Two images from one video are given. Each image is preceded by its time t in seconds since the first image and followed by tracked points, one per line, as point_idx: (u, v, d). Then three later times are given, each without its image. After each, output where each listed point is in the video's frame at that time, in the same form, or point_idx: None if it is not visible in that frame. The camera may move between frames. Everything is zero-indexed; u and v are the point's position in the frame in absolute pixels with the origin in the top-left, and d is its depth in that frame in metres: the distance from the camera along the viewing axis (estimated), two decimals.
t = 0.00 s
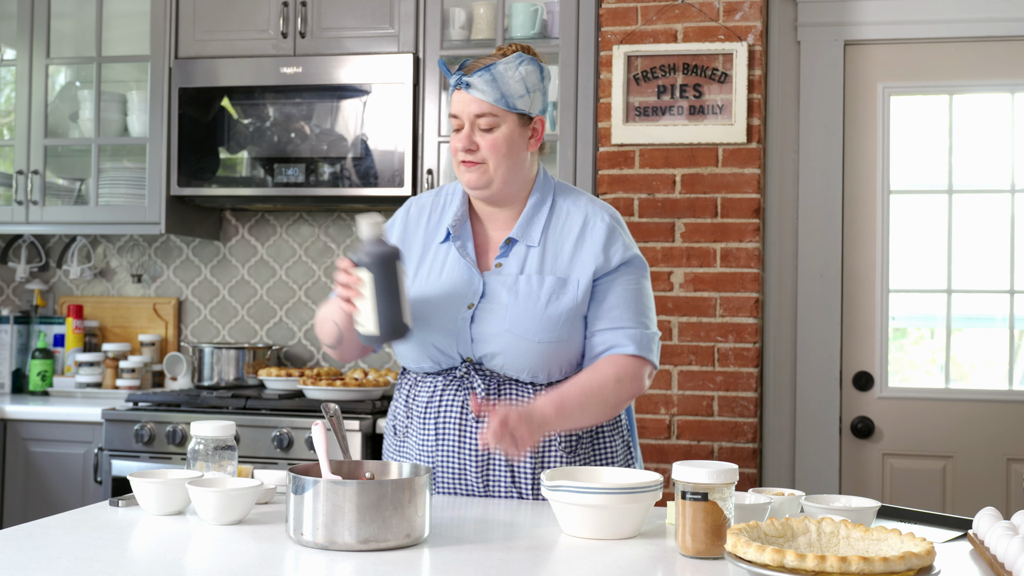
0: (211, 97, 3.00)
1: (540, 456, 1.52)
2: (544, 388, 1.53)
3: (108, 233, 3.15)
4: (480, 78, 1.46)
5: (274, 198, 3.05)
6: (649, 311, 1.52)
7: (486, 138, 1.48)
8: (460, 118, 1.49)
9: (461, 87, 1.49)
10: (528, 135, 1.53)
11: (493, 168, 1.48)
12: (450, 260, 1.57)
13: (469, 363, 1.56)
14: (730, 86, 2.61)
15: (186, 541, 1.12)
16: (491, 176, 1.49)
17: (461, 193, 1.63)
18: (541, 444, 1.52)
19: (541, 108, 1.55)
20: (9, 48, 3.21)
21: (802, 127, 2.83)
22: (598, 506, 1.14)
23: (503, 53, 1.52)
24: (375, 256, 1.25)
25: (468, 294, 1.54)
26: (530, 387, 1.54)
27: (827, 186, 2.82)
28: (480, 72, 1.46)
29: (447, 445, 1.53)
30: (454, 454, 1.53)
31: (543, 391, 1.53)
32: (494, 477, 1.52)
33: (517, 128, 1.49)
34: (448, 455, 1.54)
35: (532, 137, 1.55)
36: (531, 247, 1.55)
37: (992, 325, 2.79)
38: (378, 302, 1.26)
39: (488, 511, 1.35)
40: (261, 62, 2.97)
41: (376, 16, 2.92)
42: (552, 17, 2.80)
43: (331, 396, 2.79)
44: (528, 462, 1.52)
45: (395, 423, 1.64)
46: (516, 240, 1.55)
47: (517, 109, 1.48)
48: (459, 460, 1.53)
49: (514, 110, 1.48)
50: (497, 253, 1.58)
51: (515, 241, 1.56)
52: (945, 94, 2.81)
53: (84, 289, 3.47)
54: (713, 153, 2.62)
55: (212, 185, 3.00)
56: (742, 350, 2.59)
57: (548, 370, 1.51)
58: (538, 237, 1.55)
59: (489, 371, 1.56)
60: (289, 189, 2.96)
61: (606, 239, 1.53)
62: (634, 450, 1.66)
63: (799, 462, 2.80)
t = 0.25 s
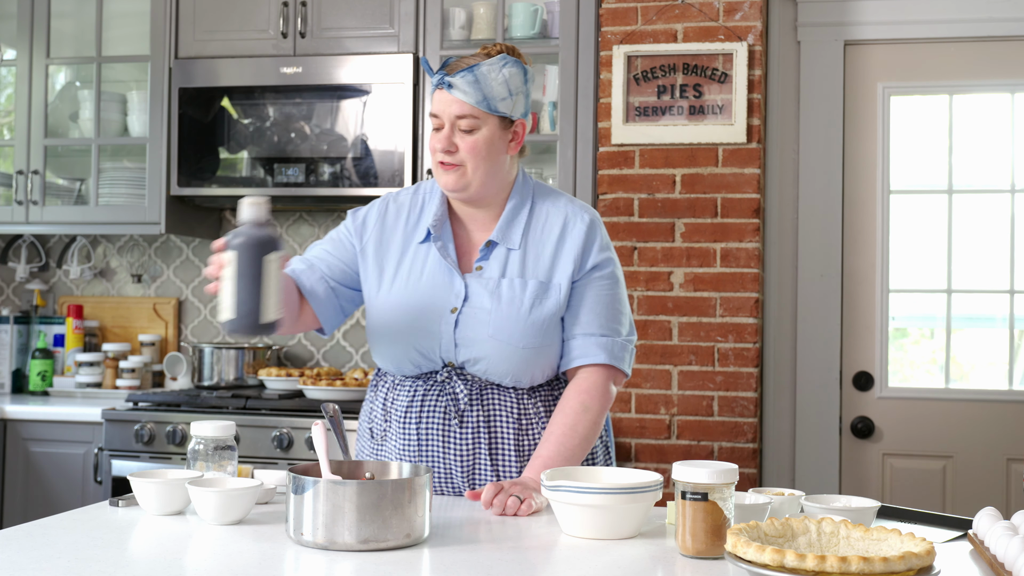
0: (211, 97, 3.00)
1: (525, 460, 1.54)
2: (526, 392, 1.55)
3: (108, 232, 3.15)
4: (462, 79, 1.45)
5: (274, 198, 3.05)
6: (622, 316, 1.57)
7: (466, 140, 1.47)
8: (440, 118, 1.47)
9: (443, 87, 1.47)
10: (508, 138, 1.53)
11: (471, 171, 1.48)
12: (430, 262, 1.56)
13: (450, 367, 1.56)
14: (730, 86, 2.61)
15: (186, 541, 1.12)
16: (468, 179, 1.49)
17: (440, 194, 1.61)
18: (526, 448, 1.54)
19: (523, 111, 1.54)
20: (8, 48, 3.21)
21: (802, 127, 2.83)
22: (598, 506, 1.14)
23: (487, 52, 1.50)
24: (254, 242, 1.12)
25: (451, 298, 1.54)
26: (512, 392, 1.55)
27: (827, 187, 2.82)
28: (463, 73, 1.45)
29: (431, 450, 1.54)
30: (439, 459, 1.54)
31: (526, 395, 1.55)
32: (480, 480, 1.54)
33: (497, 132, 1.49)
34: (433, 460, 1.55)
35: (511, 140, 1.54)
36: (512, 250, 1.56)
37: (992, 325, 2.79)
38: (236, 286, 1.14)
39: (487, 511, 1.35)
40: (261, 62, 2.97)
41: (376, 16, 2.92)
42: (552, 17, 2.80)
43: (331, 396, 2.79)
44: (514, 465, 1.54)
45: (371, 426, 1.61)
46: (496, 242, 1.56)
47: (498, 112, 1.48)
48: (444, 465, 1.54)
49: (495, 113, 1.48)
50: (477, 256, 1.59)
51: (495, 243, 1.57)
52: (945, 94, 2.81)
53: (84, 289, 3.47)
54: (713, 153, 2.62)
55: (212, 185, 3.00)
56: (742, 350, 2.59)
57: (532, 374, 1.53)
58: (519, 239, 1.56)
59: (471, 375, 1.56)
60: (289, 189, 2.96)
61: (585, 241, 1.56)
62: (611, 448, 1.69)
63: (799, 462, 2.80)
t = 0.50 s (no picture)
0: (211, 97, 3.00)
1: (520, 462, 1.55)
2: (517, 394, 1.56)
3: (108, 233, 3.15)
4: (437, 85, 1.44)
5: (273, 198, 3.05)
6: (603, 306, 1.59)
7: (441, 147, 1.46)
8: (414, 123, 1.47)
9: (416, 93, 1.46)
10: (483, 142, 1.53)
11: (446, 177, 1.48)
12: (410, 270, 1.53)
13: (440, 376, 1.54)
14: (730, 86, 2.61)
15: (186, 542, 1.12)
16: (443, 185, 1.48)
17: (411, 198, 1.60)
18: (520, 450, 1.54)
19: (496, 115, 1.54)
20: (8, 48, 3.21)
21: (802, 127, 2.83)
22: (598, 506, 1.14)
23: (461, 57, 1.50)
24: (148, 345, 1.06)
25: (437, 306, 1.52)
26: (504, 396, 1.55)
27: (827, 187, 2.82)
28: (437, 78, 1.44)
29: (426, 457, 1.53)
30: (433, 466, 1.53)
31: (517, 398, 1.55)
32: (476, 482, 1.55)
33: (472, 137, 1.49)
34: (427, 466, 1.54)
35: (487, 146, 1.54)
36: (492, 250, 1.56)
37: (992, 325, 2.79)
38: (122, 397, 1.06)
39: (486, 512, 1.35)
40: (261, 62, 2.97)
41: (375, 15, 2.92)
42: (552, 17, 2.80)
43: (331, 396, 2.79)
44: (511, 467, 1.55)
45: (354, 434, 1.60)
46: (476, 243, 1.56)
47: (472, 117, 1.48)
48: (439, 471, 1.54)
49: (469, 119, 1.47)
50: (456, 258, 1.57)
51: (475, 244, 1.56)
52: (945, 94, 2.81)
53: (84, 289, 3.47)
54: (713, 153, 2.62)
55: (212, 185, 3.00)
56: (742, 350, 2.59)
57: (523, 375, 1.53)
58: (498, 239, 1.56)
59: (462, 383, 1.54)
60: (289, 189, 2.96)
61: (564, 234, 1.57)
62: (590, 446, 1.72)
63: (799, 462, 2.80)
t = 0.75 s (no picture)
0: (211, 97, 3.00)
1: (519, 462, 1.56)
2: (512, 396, 1.57)
3: (109, 233, 3.15)
4: (420, 93, 1.42)
5: (273, 198, 3.05)
6: (591, 300, 1.59)
7: (428, 156, 1.44)
8: (397, 133, 1.44)
9: (398, 102, 1.43)
10: (467, 146, 1.53)
11: (435, 186, 1.46)
12: (401, 277, 1.52)
13: (436, 381, 1.54)
14: (730, 86, 2.61)
15: (186, 542, 1.12)
16: (432, 194, 1.47)
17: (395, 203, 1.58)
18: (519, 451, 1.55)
19: (476, 117, 1.53)
20: (8, 48, 3.21)
21: (802, 128, 2.83)
22: (597, 506, 1.14)
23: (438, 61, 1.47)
24: (105, 417, 1.08)
25: (431, 313, 1.51)
26: (500, 399, 1.55)
27: (827, 187, 2.82)
28: (420, 86, 1.42)
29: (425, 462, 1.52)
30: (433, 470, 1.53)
31: (513, 399, 1.56)
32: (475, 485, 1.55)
33: (456, 142, 1.47)
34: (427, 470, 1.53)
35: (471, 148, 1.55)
36: (481, 252, 1.55)
37: (992, 325, 2.79)
38: (86, 472, 1.09)
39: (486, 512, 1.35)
40: (261, 62, 2.97)
41: (375, 15, 2.92)
42: (552, 17, 2.80)
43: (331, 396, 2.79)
44: (510, 467, 1.55)
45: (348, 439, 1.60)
46: (464, 245, 1.55)
47: (456, 123, 1.46)
48: (439, 475, 1.53)
49: (454, 124, 1.46)
50: (444, 262, 1.57)
51: (463, 247, 1.55)
52: (945, 94, 2.81)
53: (84, 289, 3.47)
54: (713, 153, 2.62)
55: (212, 185, 3.00)
56: (742, 350, 2.59)
57: (517, 375, 1.54)
58: (487, 241, 1.55)
59: (458, 387, 1.54)
60: (289, 189, 2.96)
61: (550, 232, 1.58)
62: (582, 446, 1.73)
63: (799, 462, 2.80)
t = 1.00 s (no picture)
0: (211, 97, 3.00)
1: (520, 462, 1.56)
2: (513, 397, 1.57)
3: (109, 233, 3.15)
4: (426, 98, 1.42)
5: (273, 198, 3.05)
6: (589, 299, 1.60)
7: (436, 160, 1.44)
8: (405, 139, 1.43)
9: (404, 108, 1.42)
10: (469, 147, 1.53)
11: (444, 190, 1.46)
12: (402, 281, 1.51)
13: (438, 383, 1.54)
14: (730, 86, 2.61)
15: (186, 541, 1.12)
16: (440, 198, 1.47)
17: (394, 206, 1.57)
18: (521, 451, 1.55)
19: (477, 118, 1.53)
20: (9, 48, 3.21)
21: (802, 128, 2.83)
22: (597, 506, 1.14)
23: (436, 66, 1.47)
24: (102, 432, 1.13)
25: (432, 316, 1.51)
26: (502, 400, 1.55)
27: (827, 187, 2.82)
28: (427, 91, 1.42)
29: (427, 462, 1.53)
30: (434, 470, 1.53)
31: (514, 400, 1.57)
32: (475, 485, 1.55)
33: (462, 144, 1.48)
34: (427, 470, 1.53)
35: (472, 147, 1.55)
36: (482, 253, 1.55)
37: (992, 325, 2.79)
38: (74, 482, 1.14)
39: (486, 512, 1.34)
40: (261, 62, 2.97)
41: (375, 15, 2.92)
42: (552, 17, 2.80)
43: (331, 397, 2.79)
44: (511, 468, 1.55)
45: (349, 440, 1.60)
46: (465, 247, 1.55)
47: (462, 124, 1.46)
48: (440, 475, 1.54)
49: (460, 126, 1.46)
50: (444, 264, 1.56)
51: (464, 248, 1.55)
52: (945, 94, 2.81)
53: (84, 289, 3.47)
54: (714, 153, 2.62)
55: (212, 185, 3.00)
56: (742, 350, 2.59)
57: (519, 376, 1.54)
58: (487, 242, 1.55)
59: (460, 389, 1.54)
60: (289, 189, 2.96)
61: (550, 232, 1.58)
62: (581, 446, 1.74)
63: (799, 461, 2.80)
